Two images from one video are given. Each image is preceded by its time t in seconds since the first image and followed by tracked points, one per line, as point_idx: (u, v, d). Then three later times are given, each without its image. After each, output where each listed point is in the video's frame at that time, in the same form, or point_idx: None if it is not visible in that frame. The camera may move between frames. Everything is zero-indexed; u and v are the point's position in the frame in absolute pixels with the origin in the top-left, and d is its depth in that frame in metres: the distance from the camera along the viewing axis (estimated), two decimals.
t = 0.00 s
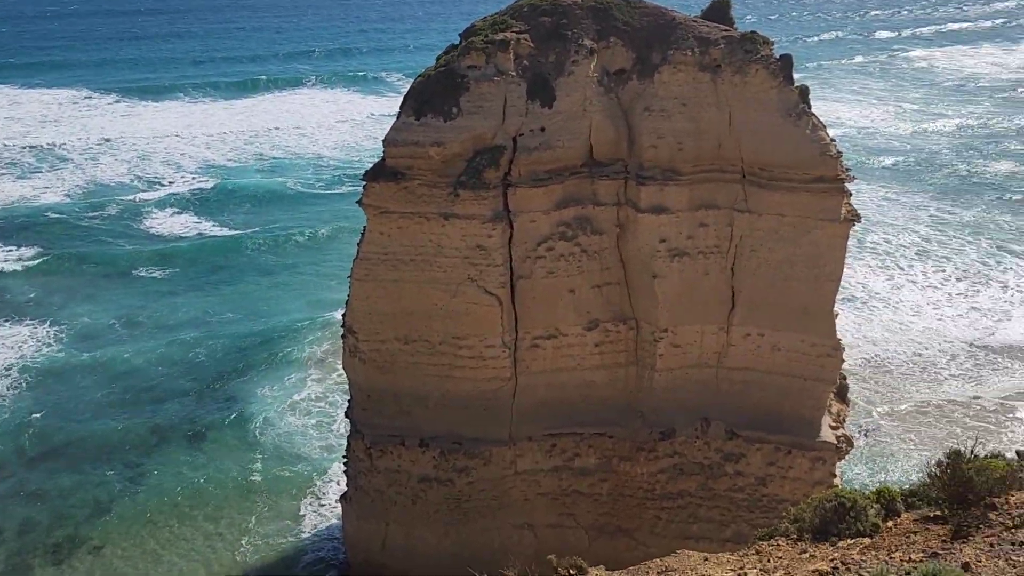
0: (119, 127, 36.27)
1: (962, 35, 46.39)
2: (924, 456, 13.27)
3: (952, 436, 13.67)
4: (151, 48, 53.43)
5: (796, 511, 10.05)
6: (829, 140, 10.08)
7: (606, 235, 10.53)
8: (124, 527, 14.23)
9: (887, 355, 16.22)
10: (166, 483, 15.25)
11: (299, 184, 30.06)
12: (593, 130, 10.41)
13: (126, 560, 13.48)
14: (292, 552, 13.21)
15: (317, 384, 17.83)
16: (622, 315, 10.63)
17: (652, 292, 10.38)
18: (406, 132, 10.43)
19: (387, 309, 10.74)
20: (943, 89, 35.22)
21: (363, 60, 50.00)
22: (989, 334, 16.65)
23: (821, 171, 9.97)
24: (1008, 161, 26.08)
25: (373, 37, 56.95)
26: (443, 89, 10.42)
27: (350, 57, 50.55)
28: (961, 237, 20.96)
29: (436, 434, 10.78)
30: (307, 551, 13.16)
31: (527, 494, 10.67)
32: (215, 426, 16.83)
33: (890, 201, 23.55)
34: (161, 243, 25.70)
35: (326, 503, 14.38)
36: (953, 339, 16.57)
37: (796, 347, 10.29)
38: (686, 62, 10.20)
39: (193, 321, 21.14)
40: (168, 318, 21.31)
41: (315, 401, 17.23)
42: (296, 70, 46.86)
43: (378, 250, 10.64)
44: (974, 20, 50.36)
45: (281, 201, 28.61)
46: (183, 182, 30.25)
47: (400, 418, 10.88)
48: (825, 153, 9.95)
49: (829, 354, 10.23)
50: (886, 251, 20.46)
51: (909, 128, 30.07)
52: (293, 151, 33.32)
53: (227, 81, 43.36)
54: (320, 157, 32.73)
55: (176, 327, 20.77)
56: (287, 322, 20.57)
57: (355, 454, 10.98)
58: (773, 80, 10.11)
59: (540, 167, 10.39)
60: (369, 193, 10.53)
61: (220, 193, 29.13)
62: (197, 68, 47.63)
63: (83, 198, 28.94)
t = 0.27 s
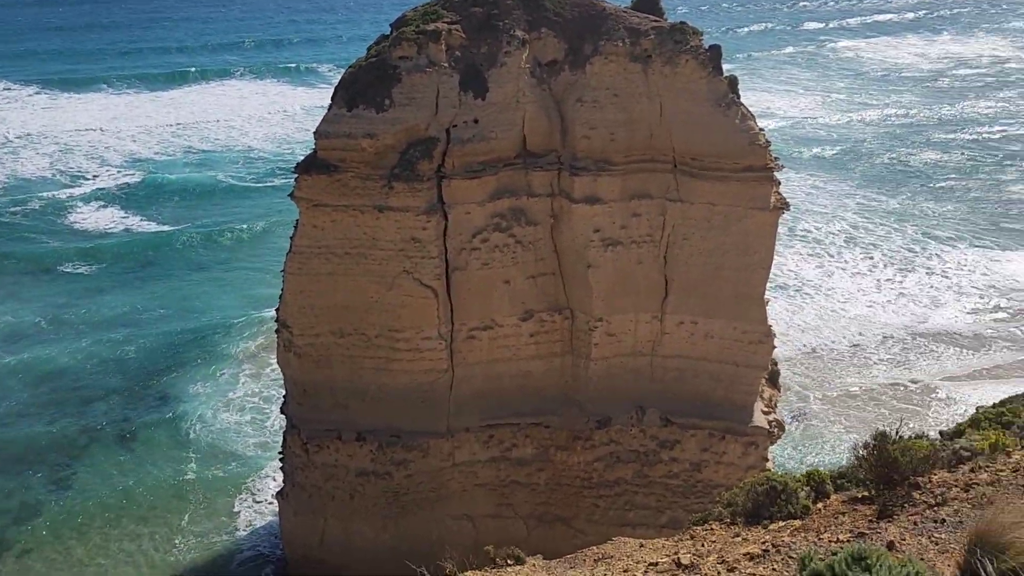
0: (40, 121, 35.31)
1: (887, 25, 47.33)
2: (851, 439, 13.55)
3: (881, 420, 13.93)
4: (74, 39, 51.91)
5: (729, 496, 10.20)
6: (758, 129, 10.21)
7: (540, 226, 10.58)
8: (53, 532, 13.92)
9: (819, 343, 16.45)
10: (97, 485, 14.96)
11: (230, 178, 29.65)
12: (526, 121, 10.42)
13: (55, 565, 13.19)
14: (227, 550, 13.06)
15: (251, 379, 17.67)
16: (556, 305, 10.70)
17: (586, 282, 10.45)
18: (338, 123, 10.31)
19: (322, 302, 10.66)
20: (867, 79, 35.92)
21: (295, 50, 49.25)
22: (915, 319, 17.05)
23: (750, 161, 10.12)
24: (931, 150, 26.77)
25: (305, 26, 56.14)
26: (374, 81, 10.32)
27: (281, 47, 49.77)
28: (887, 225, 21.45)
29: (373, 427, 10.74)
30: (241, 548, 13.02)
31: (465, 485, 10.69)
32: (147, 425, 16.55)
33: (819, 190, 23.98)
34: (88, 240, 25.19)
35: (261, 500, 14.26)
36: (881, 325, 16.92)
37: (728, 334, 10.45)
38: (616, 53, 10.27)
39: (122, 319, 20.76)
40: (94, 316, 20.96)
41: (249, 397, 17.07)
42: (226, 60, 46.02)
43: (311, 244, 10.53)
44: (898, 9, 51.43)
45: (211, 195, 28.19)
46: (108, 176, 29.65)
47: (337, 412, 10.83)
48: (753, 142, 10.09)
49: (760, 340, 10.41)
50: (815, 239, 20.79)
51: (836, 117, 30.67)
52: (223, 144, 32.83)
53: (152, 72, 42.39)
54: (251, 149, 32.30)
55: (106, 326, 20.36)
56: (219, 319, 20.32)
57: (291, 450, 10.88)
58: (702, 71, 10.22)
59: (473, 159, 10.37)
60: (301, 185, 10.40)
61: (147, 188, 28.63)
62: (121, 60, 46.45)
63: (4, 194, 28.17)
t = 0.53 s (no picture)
0: None
1: (804, 24, 48.36)
2: (775, 433, 13.83)
3: (803, 415, 14.19)
4: None
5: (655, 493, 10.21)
6: (679, 128, 10.35)
7: (466, 226, 10.59)
8: None
9: (745, 341, 16.59)
10: (12, 500, 14.48)
11: (148, 181, 28.99)
12: (450, 121, 10.43)
13: None
14: (148, 561, 12.78)
15: (171, 386, 17.34)
16: (483, 305, 10.72)
17: (513, 282, 10.49)
18: (258, 125, 10.17)
19: (245, 307, 10.48)
20: (784, 77, 36.66)
21: (216, 49, 48.21)
22: (836, 315, 17.44)
23: (672, 160, 10.27)
24: (848, 148, 27.47)
25: (227, 24, 54.97)
26: (295, 81, 10.19)
27: (201, 45, 48.68)
28: (806, 222, 21.97)
29: (300, 432, 10.62)
30: (164, 559, 12.75)
31: (395, 487, 10.62)
32: (64, 436, 16.09)
33: (740, 187, 24.41)
34: None
35: (183, 508, 14.00)
36: (805, 322, 17.22)
37: (653, 331, 10.59)
38: (538, 54, 10.33)
39: (36, 327, 20.16)
40: (6, 325, 20.33)
41: (171, 403, 16.75)
42: (144, 60, 44.85)
43: (234, 247, 10.36)
44: (815, 8, 52.54)
45: (127, 199, 27.53)
46: (19, 181, 28.77)
47: (263, 418, 10.68)
48: (674, 141, 10.25)
49: (684, 336, 10.57)
50: (737, 236, 21.08)
51: (756, 115, 31.28)
52: (139, 146, 32.08)
53: (65, 72, 41.07)
54: (170, 151, 31.64)
55: (20, 336, 19.73)
56: (137, 326, 19.89)
57: (216, 457, 10.69)
58: (623, 71, 10.33)
59: (398, 159, 10.32)
60: (221, 188, 10.21)
61: (61, 192, 27.85)
62: (30, 60, 44.88)
63: None
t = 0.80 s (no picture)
0: None
1: (720, 26, 49.17)
2: (697, 432, 14.01)
3: (720, 417, 14.38)
4: None
5: (578, 500, 10.07)
6: (595, 133, 10.41)
7: (385, 234, 10.51)
8: None
9: (668, 345, 16.62)
10: None
11: (55, 191, 28.16)
12: (368, 128, 10.33)
13: None
14: None
15: (83, 401, 16.89)
16: (405, 313, 10.66)
17: (434, 288, 10.45)
18: (169, 134, 9.95)
19: (159, 319, 10.26)
20: (699, 78, 37.16)
21: (127, 54, 46.80)
22: (755, 315, 17.71)
23: (589, 164, 10.34)
24: (762, 149, 27.99)
25: (139, 29, 53.35)
26: (206, 88, 9.98)
27: (112, 51, 47.22)
28: (725, 223, 22.30)
29: (220, 446, 10.44)
30: None
31: (318, 499, 10.49)
32: None
33: (660, 190, 24.63)
34: None
35: (98, 527, 13.67)
36: (726, 323, 17.40)
37: (575, 334, 10.65)
38: (455, 60, 10.31)
39: None
40: None
41: (84, 419, 16.31)
42: (50, 68, 43.30)
43: (146, 258, 10.11)
44: (729, 10, 53.48)
45: (33, 211, 26.70)
46: None
47: (181, 432, 10.48)
48: (592, 147, 10.32)
49: (606, 339, 10.67)
50: (657, 238, 21.20)
51: (672, 116, 31.64)
52: (46, 156, 31.17)
53: None
54: (78, 160, 30.78)
55: None
56: (46, 342, 19.32)
57: (132, 475, 10.44)
58: (540, 76, 10.37)
59: (315, 167, 10.19)
60: (132, 198, 9.95)
61: None
62: None
63: None
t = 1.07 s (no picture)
0: None
1: (636, 33, 49.75)
2: (617, 436, 14.10)
3: (637, 422, 14.47)
4: None
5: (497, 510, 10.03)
6: (511, 140, 10.41)
7: (301, 244, 10.34)
8: None
9: (589, 353, 16.63)
10: None
11: None
12: (281, 136, 10.12)
13: None
14: None
15: None
16: (322, 323, 10.53)
17: (352, 298, 10.33)
18: (73, 143, 9.64)
19: (66, 334, 9.94)
20: (615, 84, 37.48)
21: (29, 61, 45.17)
22: (673, 319, 17.88)
23: (506, 171, 10.33)
24: (678, 154, 28.34)
25: (42, 35, 51.53)
26: (112, 95, 9.69)
27: (14, 58, 45.58)
28: (642, 228, 22.50)
29: (133, 463, 10.17)
30: None
31: (235, 515, 10.28)
32: None
33: (579, 196, 24.73)
34: None
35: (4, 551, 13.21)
36: (645, 328, 17.50)
37: (494, 341, 10.66)
38: (369, 67, 10.20)
39: None
40: None
41: None
42: None
43: (51, 272, 9.78)
44: (645, 17, 54.17)
45: None
46: None
47: (92, 449, 10.19)
48: (508, 154, 10.31)
49: (525, 345, 10.69)
50: (575, 244, 21.37)
51: (589, 122, 31.81)
52: None
53: None
54: None
55: None
56: None
57: (39, 496, 10.10)
58: (456, 84, 10.33)
59: (227, 176, 9.94)
60: (33, 210, 9.60)
61: None
62: None
63: None
